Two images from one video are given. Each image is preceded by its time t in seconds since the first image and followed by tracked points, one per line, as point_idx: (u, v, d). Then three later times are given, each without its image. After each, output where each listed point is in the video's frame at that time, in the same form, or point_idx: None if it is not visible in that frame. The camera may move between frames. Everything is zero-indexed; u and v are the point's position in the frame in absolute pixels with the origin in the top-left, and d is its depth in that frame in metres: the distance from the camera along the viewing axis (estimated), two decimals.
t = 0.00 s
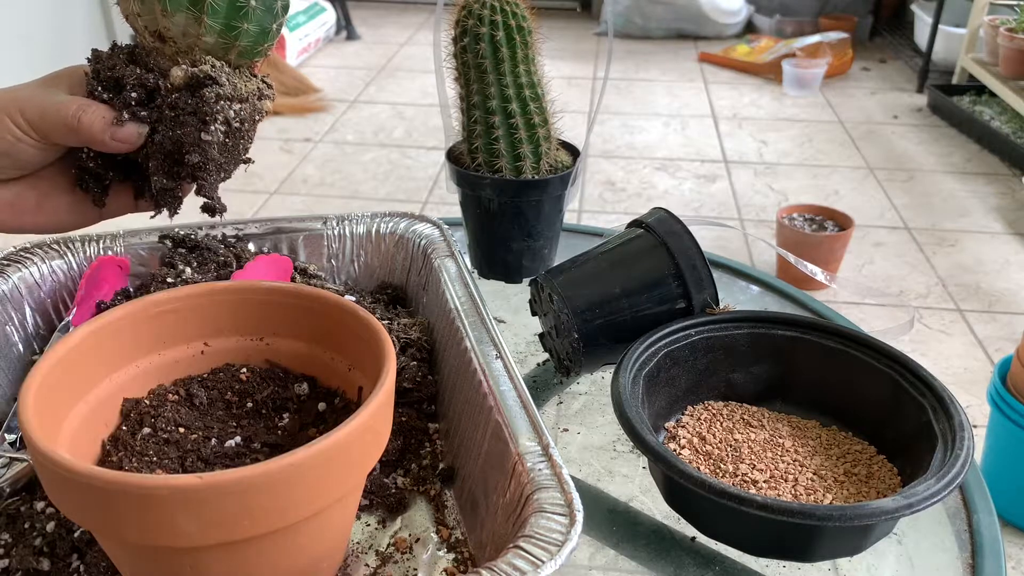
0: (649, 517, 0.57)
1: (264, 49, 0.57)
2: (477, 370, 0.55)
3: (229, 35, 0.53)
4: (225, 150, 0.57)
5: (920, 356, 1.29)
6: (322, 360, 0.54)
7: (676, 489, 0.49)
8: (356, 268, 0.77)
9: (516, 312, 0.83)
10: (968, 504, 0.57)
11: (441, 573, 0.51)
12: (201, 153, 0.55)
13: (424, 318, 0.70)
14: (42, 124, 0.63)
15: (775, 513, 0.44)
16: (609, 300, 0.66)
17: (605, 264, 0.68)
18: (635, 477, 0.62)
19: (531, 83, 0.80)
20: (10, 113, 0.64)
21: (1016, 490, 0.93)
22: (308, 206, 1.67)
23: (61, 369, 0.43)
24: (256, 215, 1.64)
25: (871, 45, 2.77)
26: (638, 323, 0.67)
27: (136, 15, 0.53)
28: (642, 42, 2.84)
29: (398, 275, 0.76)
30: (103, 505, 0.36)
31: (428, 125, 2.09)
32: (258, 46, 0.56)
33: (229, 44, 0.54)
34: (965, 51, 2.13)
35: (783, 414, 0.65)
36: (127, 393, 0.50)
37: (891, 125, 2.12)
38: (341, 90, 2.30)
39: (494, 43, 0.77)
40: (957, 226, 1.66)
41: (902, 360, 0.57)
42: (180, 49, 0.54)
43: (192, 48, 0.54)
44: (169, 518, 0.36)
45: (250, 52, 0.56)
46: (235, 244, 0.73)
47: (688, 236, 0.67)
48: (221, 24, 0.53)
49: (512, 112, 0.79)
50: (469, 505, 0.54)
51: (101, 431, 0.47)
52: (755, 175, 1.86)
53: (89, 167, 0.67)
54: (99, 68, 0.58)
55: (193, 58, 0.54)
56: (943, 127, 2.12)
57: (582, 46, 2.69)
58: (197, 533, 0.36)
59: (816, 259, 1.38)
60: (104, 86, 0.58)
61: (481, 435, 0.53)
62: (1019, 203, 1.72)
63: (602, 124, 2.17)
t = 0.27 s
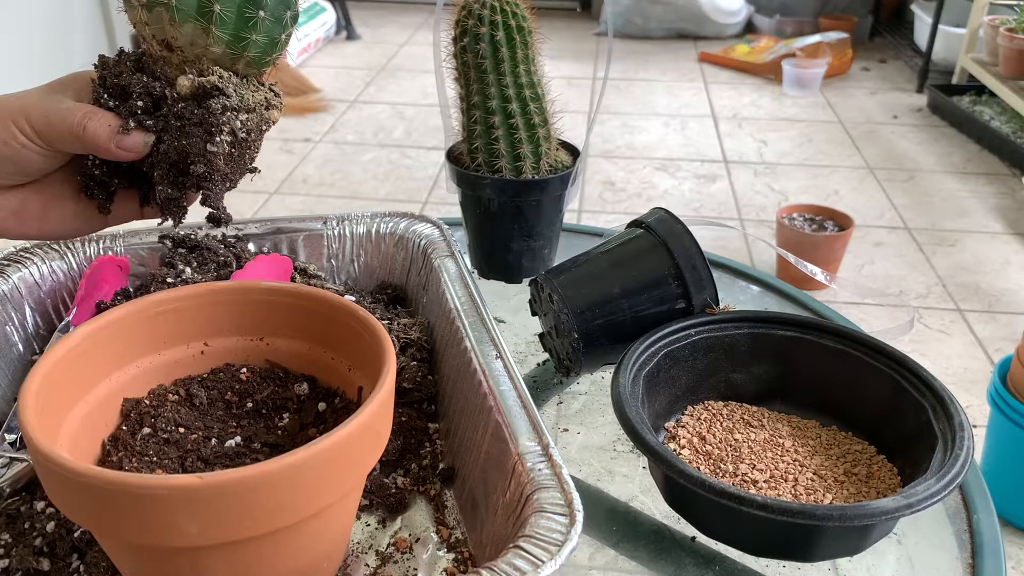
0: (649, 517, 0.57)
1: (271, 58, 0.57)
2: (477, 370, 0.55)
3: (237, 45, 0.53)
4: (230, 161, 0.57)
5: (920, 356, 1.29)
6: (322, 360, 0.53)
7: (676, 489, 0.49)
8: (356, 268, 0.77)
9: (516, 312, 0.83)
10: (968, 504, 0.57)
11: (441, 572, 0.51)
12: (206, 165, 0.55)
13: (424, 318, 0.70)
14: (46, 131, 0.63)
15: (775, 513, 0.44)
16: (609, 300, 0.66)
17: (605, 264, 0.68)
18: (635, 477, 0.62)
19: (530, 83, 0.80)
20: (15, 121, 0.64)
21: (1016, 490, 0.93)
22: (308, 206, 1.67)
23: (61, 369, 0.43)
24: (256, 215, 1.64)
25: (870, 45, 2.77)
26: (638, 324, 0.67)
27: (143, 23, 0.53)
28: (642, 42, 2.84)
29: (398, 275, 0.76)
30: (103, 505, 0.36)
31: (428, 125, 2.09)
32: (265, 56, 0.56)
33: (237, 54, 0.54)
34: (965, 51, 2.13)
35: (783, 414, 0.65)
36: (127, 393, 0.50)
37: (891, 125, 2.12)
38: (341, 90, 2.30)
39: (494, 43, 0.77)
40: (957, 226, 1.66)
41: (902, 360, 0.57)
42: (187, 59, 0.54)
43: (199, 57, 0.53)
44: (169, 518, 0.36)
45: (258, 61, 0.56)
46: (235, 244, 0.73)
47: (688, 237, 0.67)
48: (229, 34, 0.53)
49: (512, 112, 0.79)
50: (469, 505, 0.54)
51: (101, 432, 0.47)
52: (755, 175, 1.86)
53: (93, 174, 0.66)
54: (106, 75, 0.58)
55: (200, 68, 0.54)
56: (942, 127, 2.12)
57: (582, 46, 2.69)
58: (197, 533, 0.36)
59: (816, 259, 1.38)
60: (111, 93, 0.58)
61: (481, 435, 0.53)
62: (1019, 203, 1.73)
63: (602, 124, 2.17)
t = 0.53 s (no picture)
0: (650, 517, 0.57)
1: (262, 44, 0.56)
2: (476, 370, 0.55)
3: (226, 31, 0.53)
4: (221, 148, 0.57)
5: (920, 356, 1.29)
6: (321, 360, 0.54)
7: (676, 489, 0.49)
8: (356, 268, 0.77)
9: (516, 312, 0.83)
10: (968, 504, 0.57)
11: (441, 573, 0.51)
12: (197, 151, 0.56)
13: (424, 318, 0.70)
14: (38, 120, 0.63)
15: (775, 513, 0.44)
16: (609, 300, 0.66)
17: (605, 264, 0.68)
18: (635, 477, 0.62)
19: (530, 83, 0.80)
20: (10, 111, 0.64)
21: (1015, 490, 0.93)
22: (308, 206, 1.67)
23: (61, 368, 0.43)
24: (256, 215, 1.64)
25: (870, 45, 2.77)
26: (638, 324, 0.67)
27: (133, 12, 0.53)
28: (642, 43, 2.84)
29: (398, 275, 0.76)
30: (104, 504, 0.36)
31: (428, 125, 2.09)
32: (256, 41, 0.55)
33: (227, 40, 0.53)
34: (965, 51, 2.13)
35: (783, 414, 0.65)
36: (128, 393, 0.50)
37: (890, 125, 2.12)
38: (341, 90, 2.30)
39: (494, 43, 0.77)
40: (957, 226, 1.66)
41: (901, 360, 0.57)
42: (177, 45, 0.54)
43: (188, 43, 0.53)
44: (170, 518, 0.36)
45: (249, 47, 0.55)
46: (235, 244, 0.73)
47: (688, 237, 0.67)
48: (218, 20, 0.52)
49: (512, 112, 0.79)
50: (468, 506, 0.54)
51: (101, 431, 0.47)
52: (755, 175, 1.86)
53: (88, 165, 0.67)
54: (99, 65, 0.59)
55: (190, 54, 0.54)
56: (942, 127, 2.12)
57: (582, 46, 2.69)
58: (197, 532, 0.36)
59: (816, 259, 1.38)
60: (102, 82, 0.59)
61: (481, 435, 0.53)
62: (1019, 203, 1.73)
63: (602, 123, 2.17)
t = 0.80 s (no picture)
0: (649, 517, 0.57)
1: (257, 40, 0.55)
2: (477, 370, 0.55)
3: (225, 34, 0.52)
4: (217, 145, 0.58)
5: (920, 356, 1.29)
6: (322, 361, 0.54)
7: (676, 489, 0.49)
8: (356, 268, 0.77)
9: (516, 312, 0.83)
10: (968, 504, 0.57)
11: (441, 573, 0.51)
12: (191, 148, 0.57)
13: (424, 318, 0.70)
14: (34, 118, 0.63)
15: (775, 513, 0.44)
16: (609, 301, 0.66)
17: (604, 264, 0.68)
18: (635, 477, 0.62)
19: (530, 83, 0.80)
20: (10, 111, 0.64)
21: (1015, 490, 0.93)
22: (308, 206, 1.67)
23: (60, 367, 0.43)
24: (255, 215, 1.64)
25: (870, 45, 2.77)
26: (638, 324, 0.67)
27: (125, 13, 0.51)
28: (642, 43, 2.84)
29: (398, 276, 0.76)
30: (103, 504, 0.35)
31: (429, 125, 2.09)
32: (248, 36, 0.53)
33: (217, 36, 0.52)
34: (965, 51, 2.13)
35: (783, 414, 0.65)
36: (128, 393, 0.50)
37: (890, 125, 2.12)
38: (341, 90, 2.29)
39: (494, 43, 0.77)
40: (958, 226, 1.66)
41: (902, 360, 0.57)
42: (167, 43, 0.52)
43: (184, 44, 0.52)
44: (170, 518, 0.36)
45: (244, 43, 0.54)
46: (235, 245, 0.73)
47: (688, 237, 0.67)
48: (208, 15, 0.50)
49: (512, 112, 0.79)
50: (469, 505, 0.54)
51: (101, 431, 0.47)
52: (755, 175, 1.86)
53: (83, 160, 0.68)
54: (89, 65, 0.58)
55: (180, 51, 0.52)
56: (942, 127, 2.12)
57: (582, 46, 2.69)
58: (197, 532, 0.36)
59: (816, 259, 1.38)
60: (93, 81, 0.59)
61: (481, 435, 0.53)
62: (1019, 203, 1.73)
63: (602, 124, 2.17)
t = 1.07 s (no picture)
0: (650, 517, 0.57)
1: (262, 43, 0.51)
2: (476, 370, 0.55)
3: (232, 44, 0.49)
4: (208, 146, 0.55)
5: (920, 356, 1.29)
6: (321, 360, 0.54)
7: (675, 489, 0.49)
8: (356, 268, 0.77)
9: (516, 313, 0.83)
10: (968, 504, 0.57)
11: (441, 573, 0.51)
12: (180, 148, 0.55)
13: (424, 318, 0.70)
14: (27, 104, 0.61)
15: (775, 513, 0.44)
16: (609, 300, 0.66)
17: (605, 264, 0.68)
18: (635, 477, 0.62)
19: (530, 82, 0.80)
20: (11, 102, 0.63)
21: (1015, 490, 0.93)
22: (308, 206, 1.67)
23: (60, 368, 0.43)
24: (256, 215, 1.64)
25: (870, 44, 2.77)
26: (639, 324, 0.67)
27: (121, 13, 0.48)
28: (642, 42, 2.84)
29: (398, 276, 0.76)
30: (104, 504, 0.35)
31: (429, 125, 2.09)
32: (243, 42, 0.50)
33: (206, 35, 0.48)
34: (965, 51, 2.13)
35: (782, 414, 0.65)
36: (128, 394, 0.50)
37: (891, 125, 2.12)
38: (341, 90, 2.29)
39: (494, 43, 0.77)
40: (958, 226, 1.66)
41: (902, 360, 0.57)
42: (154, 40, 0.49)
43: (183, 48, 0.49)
44: (170, 518, 0.35)
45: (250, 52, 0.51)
46: (234, 245, 0.73)
47: (688, 237, 0.67)
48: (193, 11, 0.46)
49: (512, 112, 0.79)
50: (469, 506, 0.54)
51: (101, 432, 0.47)
52: (755, 175, 1.86)
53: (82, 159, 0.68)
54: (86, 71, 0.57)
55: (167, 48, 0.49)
56: (942, 127, 2.12)
57: (582, 46, 2.69)
58: (197, 532, 0.36)
59: (816, 259, 1.38)
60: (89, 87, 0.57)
61: (481, 434, 0.53)
62: (1019, 203, 1.73)
63: (602, 123, 2.17)
